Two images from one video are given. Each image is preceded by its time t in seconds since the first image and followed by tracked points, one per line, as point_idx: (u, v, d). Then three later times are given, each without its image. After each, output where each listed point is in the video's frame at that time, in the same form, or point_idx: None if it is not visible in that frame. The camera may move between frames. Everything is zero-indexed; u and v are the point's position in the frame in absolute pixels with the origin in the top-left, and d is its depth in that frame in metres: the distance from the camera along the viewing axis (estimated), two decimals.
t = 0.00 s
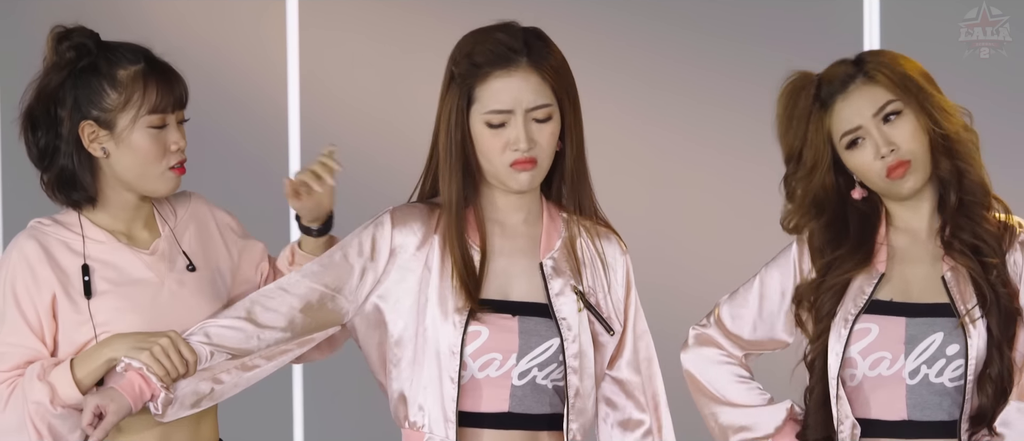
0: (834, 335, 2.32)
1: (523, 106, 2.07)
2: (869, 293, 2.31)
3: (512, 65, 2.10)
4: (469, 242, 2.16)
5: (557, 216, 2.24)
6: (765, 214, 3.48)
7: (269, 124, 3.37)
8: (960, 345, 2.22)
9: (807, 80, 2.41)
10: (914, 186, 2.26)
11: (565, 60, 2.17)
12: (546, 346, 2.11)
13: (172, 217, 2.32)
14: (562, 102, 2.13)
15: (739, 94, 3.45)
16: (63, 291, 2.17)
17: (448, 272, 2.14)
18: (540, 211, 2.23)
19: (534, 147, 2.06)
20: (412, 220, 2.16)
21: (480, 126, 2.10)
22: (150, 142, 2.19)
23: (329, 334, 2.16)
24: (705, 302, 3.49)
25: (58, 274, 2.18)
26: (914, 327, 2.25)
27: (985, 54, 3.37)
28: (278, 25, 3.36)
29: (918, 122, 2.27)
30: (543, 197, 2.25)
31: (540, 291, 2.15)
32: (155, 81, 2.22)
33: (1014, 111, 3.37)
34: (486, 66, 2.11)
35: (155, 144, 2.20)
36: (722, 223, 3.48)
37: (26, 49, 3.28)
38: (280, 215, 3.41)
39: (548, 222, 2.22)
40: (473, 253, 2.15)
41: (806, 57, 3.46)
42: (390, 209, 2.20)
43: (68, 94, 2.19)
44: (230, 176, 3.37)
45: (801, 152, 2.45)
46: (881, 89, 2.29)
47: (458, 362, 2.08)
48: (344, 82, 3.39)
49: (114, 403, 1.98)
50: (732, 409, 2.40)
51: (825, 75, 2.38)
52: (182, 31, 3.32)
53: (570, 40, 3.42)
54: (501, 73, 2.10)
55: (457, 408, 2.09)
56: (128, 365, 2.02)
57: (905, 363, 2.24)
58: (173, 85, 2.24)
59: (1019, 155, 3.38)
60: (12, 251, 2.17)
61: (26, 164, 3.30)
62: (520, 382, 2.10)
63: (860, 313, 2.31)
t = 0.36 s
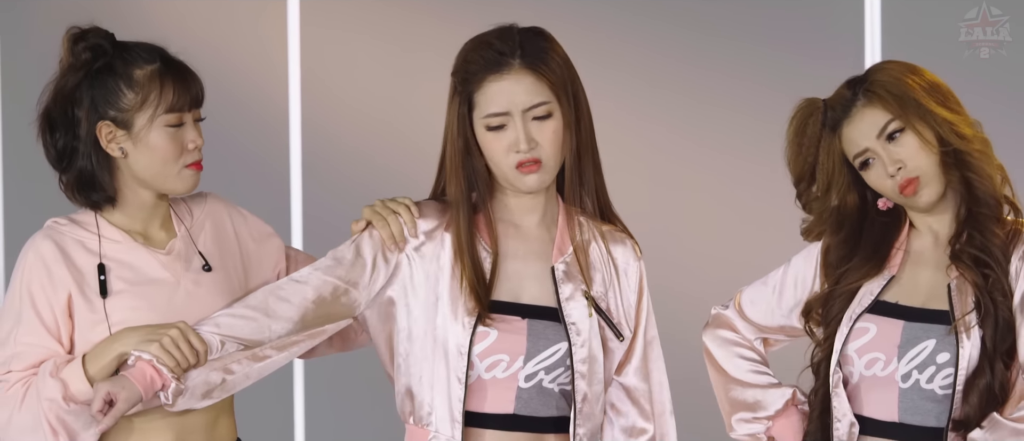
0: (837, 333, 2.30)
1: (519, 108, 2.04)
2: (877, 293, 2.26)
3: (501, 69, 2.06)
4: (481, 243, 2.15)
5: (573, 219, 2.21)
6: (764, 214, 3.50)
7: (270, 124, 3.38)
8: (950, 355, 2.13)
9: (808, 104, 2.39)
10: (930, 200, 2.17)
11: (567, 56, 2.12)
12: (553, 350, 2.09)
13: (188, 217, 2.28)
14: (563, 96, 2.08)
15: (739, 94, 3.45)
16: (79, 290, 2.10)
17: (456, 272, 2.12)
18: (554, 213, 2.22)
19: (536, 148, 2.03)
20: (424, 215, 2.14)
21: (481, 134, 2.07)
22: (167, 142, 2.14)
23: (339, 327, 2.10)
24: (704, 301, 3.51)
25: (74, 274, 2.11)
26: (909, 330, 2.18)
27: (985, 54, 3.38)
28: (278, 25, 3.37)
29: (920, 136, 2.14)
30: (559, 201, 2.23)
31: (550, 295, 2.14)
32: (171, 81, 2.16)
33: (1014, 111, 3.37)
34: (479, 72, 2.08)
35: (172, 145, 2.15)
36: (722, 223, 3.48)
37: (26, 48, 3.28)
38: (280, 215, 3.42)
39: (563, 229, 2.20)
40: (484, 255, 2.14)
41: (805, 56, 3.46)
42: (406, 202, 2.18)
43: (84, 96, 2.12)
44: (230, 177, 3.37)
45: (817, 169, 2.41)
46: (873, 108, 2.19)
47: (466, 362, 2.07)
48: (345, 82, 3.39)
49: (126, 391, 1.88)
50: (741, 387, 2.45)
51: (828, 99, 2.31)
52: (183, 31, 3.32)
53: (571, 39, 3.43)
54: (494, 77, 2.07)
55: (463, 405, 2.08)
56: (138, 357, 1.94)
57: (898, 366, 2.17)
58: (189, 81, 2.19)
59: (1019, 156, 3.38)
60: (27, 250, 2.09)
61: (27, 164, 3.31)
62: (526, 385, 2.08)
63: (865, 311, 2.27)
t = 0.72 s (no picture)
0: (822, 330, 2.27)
1: (517, 116, 2.03)
2: (860, 293, 2.24)
3: (501, 74, 2.05)
4: (485, 243, 2.15)
5: (575, 218, 2.21)
6: (763, 214, 3.49)
7: (270, 124, 3.38)
8: (934, 356, 2.12)
9: (893, 46, 2.21)
10: (914, 200, 2.12)
11: (575, 59, 2.12)
12: (552, 350, 2.09)
13: (211, 220, 2.30)
14: (563, 100, 2.06)
15: (739, 94, 3.45)
16: (104, 294, 2.13)
17: (455, 275, 2.12)
18: (556, 214, 2.21)
19: (535, 154, 2.03)
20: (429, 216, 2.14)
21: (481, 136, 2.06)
22: (168, 124, 2.17)
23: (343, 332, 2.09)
24: (703, 301, 3.51)
25: (102, 277, 2.14)
26: (894, 331, 2.16)
27: (985, 54, 3.36)
28: (278, 25, 3.36)
29: (951, 152, 2.06)
30: (563, 200, 2.22)
31: (550, 296, 2.13)
32: (162, 66, 2.20)
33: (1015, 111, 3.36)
34: (480, 77, 2.08)
35: (174, 126, 2.18)
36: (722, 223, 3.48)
37: (26, 49, 3.28)
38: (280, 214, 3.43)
39: (564, 227, 2.20)
40: (485, 257, 2.14)
41: (805, 56, 3.46)
42: (408, 208, 2.19)
43: (85, 103, 2.18)
44: (232, 177, 3.38)
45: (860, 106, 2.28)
46: (932, 100, 2.08)
47: (466, 363, 2.07)
48: (345, 82, 3.40)
49: (145, 416, 1.90)
50: (728, 392, 2.40)
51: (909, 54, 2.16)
52: (182, 31, 3.32)
53: (571, 40, 3.43)
54: (494, 82, 2.06)
55: (465, 407, 2.08)
56: (156, 378, 1.95)
57: (882, 366, 2.15)
58: (182, 67, 2.22)
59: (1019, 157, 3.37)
60: (52, 248, 2.12)
61: (27, 165, 3.31)
62: (526, 385, 2.08)
63: (848, 311, 2.24)
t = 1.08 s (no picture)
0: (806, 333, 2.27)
1: (509, 116, 2.03)
2: (841, 292, 2.26)
3: (492, 74, 2.07)
4: (477, 243, 2.15)
5: (570, 216, 2.20)
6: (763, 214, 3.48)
7: (270, 125, 3.38)
8: (924, 351, 2.16)
9: (898, 40, 2.26)
10: (898, 195, 2.16)
11: (568, 60, 2.13)
12: (547, 347, 2.09)
13: (212, 221, 2.31)
14: (554, 100, 2.06)
15: (740, 94, 3.45)
16: (98, 303, 2.14)
17: (445, 276, 2.13)
18: (550, 210, 2.20)
19: (526, 154, 2.03)
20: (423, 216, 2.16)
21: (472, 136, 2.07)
22: (169, 129, 2.17)
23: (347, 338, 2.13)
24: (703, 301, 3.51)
25: (94, 283, 2.16)
26: (882, 328, 2.18)
27: (985, 54, 3.37)
28: (278, 25, 3.37)
29: (944, 150, 2.11)
30: (557, 200, 2.20)
31: (545, 293, 2.14)
32: (167, 70, 2.19)
33: (1015, 111, 3.36)
34: (471, 76, 2.09)
35: (175, 131, 2.17)
36: (721, 224, 3.48)
37: (25, 49, 3.28)
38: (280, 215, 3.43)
39: (559, 224, 2.19)
40: (478, 256, 2.15)
41: (806, 56, 3.45)
42: (402, 211, 2.20)
43: (89, 103, 2.19)
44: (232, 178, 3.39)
45: (852, 100, 2.29)
46: (934, 95, 2.13)
47: (459, 363, 2.07)
48: (345, 82, 3.39)
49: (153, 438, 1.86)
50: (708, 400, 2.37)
51: (914, 48, 2.20)
52: (183, 32, 3.33)
53: (571, 40, 3.44)
54: (484, 82, 2.07)
55: (458, 406, 2.09)
56: (163, 398, 1.93)
57: (873, 364, 2.17)
58: (186, 71, 2.22)
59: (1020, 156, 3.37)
60: (47, 258, 2.14)
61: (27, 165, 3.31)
62: (520, 383, 2.07)
63: (831, 313, 2.25)
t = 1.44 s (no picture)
0: (806, 335, 2.26)
1: (507, 112, 2.04)
2: (841, 292, 2.26)
3: (490, 71, 2.07)
4: (474, 242, 2.15)
5: (567, 215, 2.20)
6: (764, 214, 3.48)
7: (270, 125, 3.38)
8: (930, 347, 2.18)
9: (914, 33, 2.29)
10: (887, 181, 2.18)
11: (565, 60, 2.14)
12: (545, 347, 2.09)
13: (213, 223, 2.31)
14: (551, 99, 2.07)
15: (740, 94, 3.45)
16: (101, 298, 2.13)
17: (442, 275, 2.13)
18: (548, 213, 2.20)
19: (524, 151, 2.03)
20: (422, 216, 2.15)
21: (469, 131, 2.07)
22: (174, 132, 2.17)
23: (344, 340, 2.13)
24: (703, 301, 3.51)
25: (97, 279, 2.14)
26: (886, 327, 2.19)
27: (985, 54, 3.37)
28: (279, 25, 3.37)
29: (944, 139, 2.16)
30: (552, 201, 2.20)
31: (543, 293, 2.13)
32: (175, 72, 2.19)
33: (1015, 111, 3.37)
34: (469, 74, 2.10)
35: (180, 134, 2.17)
36: (722, 223, 3.48)
37: (25, 50, 3.28)
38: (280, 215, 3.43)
39: (557, 223, 2.19)
40: (475, 256, 2.14)
41: (807, 56, 3.45)
42: (395, 211, 2.19)
43: (96, 100, 2.19)
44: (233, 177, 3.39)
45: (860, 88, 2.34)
46: (943, 86, 2.18)
47: (458, 363, 2.07)
48: (345, 82, 3.40)
49: (152, 431, 1.90)
50: (715, 413, 2.35)
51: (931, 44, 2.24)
52: (183, 32, 3.33)
53: (571, 40, 3.43)
54: (482, 79, 2.08)
55: (457, 405, 2.08)
56: (162, 391, 1.96)
57: (878, 363, 2.18)
58: (194, 73, 2.22)
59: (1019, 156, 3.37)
60: (51, 252, 2.13)
61: (27, 165, 3.31)
62: (519, 382, 2.08)
63: (835, 312, 2.25)
